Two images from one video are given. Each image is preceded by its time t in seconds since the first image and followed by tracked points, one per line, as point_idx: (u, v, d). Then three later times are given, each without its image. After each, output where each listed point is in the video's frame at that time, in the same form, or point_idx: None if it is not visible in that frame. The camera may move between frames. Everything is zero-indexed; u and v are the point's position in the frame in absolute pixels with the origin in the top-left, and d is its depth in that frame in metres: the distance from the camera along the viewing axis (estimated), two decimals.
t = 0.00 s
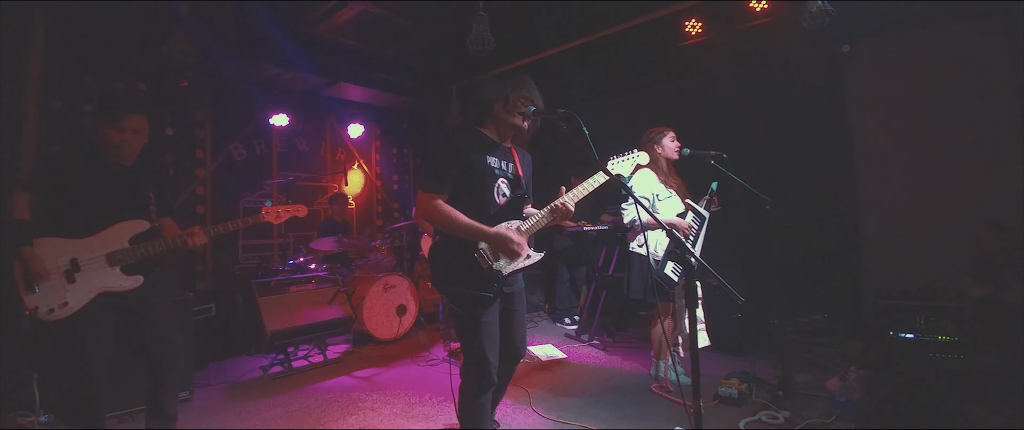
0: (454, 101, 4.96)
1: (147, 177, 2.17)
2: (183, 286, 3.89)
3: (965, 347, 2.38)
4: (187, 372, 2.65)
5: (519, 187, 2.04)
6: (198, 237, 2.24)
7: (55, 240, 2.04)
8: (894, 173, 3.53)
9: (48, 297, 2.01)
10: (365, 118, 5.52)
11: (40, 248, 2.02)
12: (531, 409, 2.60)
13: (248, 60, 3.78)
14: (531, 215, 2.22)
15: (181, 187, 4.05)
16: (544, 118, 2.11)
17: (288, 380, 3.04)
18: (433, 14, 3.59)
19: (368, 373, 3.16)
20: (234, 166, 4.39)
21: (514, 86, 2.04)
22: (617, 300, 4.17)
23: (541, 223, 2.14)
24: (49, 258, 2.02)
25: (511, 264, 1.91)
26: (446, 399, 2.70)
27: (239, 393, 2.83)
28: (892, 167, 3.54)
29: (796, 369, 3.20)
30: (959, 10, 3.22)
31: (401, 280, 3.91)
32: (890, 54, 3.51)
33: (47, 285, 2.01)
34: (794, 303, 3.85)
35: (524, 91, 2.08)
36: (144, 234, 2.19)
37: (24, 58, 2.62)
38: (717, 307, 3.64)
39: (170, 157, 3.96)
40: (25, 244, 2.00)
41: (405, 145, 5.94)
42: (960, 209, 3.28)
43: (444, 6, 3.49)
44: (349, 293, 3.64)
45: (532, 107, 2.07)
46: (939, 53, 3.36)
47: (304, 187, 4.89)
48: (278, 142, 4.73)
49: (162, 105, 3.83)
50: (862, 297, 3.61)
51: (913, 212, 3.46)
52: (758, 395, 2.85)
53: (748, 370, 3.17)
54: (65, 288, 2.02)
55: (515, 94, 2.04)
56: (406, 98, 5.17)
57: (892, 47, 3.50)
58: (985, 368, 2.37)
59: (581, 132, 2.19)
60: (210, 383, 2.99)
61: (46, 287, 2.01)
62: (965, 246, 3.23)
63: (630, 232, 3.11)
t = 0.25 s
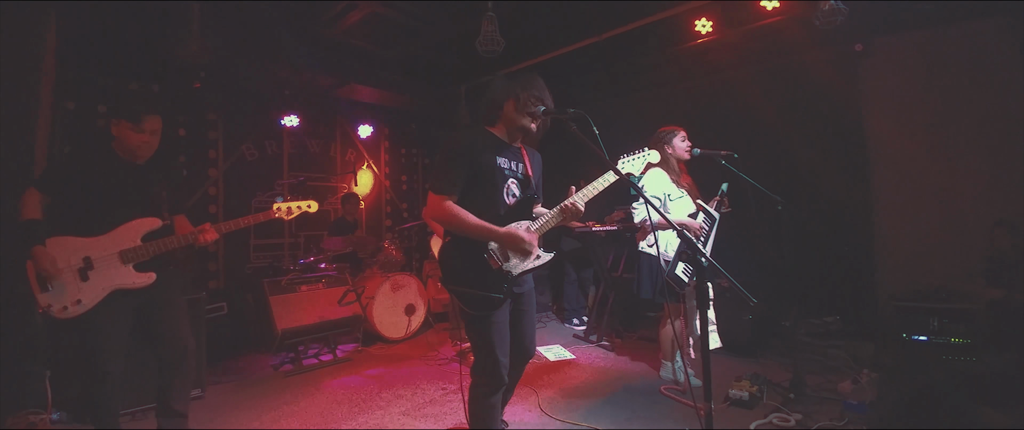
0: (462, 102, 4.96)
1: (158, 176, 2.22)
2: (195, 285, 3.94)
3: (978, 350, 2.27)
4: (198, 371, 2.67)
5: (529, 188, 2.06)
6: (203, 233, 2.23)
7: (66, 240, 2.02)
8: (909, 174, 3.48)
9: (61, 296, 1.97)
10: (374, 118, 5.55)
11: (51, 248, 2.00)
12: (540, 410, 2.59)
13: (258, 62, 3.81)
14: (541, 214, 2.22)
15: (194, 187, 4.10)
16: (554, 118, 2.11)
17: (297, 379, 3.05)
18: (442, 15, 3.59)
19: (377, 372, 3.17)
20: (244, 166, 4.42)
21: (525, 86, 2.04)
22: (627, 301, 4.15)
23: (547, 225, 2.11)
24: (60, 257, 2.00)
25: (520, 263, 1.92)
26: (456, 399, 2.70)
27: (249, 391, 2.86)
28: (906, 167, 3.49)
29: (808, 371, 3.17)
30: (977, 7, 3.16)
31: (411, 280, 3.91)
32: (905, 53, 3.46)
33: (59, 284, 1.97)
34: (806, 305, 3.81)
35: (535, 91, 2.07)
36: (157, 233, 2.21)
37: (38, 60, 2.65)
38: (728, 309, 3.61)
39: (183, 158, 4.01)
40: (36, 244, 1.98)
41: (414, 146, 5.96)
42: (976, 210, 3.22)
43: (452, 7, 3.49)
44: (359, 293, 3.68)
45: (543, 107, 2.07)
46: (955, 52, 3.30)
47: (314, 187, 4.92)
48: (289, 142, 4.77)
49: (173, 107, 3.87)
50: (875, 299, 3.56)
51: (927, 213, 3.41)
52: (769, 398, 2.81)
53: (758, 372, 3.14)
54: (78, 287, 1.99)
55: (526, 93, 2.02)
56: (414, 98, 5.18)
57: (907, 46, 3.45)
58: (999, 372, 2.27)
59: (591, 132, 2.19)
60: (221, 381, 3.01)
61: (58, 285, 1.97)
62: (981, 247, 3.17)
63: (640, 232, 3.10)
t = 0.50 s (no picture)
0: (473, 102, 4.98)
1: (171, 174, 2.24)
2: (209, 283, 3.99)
3: (989, 351, 2.43)
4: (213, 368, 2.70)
5: (539, 186, 2.05)
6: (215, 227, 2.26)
7: (78, 240, 2.05)
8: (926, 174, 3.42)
9: (75, 295, 2.01)
10: (385, 119, 5.58)
11: (64, 248, 2.03)
12: (551, 410, 2.58)
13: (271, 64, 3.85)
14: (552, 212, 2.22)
15: (208, 187, 4.15)
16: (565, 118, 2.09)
17: (310, 377, 3.08)
18: (453, 17, 3.60)
19: (389, 370, 3.18)
20: (257, 167, 4.48)
21: (536, 86, 2.04)
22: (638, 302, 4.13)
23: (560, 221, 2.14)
24: (73, 256, 2.03)
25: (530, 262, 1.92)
26: (466, 399, 2.71)
27: (263, 388, 2.88)
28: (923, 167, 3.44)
29: (821, 374, 3.13)
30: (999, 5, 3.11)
31: (421, 279, 3.92)
32: (924, 52, 3.40)
33: (73, 283, 2.01)
34: (820, 307, 3.76)
35: (547, 90, 2.07)
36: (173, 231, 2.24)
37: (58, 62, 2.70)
38: (741, 311, 3.57)
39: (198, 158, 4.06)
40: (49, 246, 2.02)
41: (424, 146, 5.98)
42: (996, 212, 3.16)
43: (465, 8, 3.50)
44: (370, 292, 3.71)
45: (554, 107, 2.06)
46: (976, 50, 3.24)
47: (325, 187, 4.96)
48: (301, 142, 4.82)
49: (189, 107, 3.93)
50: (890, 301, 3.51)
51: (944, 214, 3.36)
52: (782, 400, 2.78)
53: (772, 374, 3.11)
54: (91, 285, 2.02)
55: (539, 93, 2.03)
56: (425, 99, 5.21)
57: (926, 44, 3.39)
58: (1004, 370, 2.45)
59: (602, 131, 2.18)
60: (234, 378, 3.05)
61: (72, 284, 2.01)
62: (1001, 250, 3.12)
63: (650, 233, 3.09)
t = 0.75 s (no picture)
0: (482, 103, 4.99)
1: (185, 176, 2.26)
2: (221, 282, 4.03)
3: (1002, 354, 2.39)
4: (224, 365, 2.73)
5: (547, 185, 2.05)
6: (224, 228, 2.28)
7: (90, 238, 2.08)
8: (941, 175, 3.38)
9: (87, 292, 2.02)
10: (394, 120, 5.61)
11: (76, 246, 2.04)
12: (560, 411, 2.57)
13: (282, 65, 3.88)
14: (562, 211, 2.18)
15: (220, 186, 4.20)
16: (574, 117, 2.08)
17: (319, 375, 3.10)
18: (463, 18, 3.61)
19: (397, 369, 3.19)
20: (268, 167, 4.52)
21: (546, 85, 2.03)
22: (646, 303, 4.12)
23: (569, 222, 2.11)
24: (85, 254, 2.05)
25: (537, 262, 1.89)
26: (475, 399, 2.71)
27: (273, 386, 2.91)
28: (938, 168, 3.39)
29: (833, 377, 3.09)
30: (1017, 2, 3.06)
31: (430, 279, 3.94)
32: (939, 50, 3.35)
33: (85, 280, 2.02)
34: (831, 309, 3.72)
35: (556, 89, 2.06)
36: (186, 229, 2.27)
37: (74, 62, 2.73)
38: (752, 312, 3.54)
39: (210, 158, 4.12)
40: (59, 243, 2.02)
41: (433, 147, 6.01)
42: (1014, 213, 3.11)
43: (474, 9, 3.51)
44: (379, 291, 3.73)
45: (564, 107, 2.06)
46: (993, 49, 3.19)
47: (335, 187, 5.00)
48: (311, 143, 4.86)
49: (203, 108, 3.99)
50: (904, 303, 3.47)
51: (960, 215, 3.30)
52: (794, 403, 2.75)
53: (783, 376, 3.07)
54: (103, 283, 2.04)
55: (548, 92, 2.03)
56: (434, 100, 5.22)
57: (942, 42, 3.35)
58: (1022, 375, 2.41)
59: (612, 130, 2.16)
60: (244, 376, 3.07)
61: (84, 281, 2.02)
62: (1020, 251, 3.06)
63: (660, 233, 3.08)
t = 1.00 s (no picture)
0: (488, 103, 5.00)
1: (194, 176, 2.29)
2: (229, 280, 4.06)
3: (1012, 356, 2.39)
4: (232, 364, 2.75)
5: (554, 189, 2.04)
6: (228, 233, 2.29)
7: (102, 235, 2.09)
8: (952, 175, 3.34)
9: (95, 289, 2.03)
10: (400, 121, 5.63)
11: (86, 241, 2.05)
12: (567, 411, 2.57)
13: (290, 65, 3.91)
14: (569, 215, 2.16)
15: (228, 186, 4.24)
16: (581, 118, 2.08)
17: (325, 373, 3.12)
18: (469, 18, 3.61)
19: (404, 368, 3.21)
20: (276, 167, 4.55)
21: (552, 87, 2.03)
22: (653, 303, 4.11)
23: (578, 223, 2.09)
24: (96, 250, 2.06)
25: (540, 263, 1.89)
26: (481, 398, 2.70)
27: (280, 384, 2.92)
28: (949, 168, 3.35)
29: (842, 379, 3.06)
30: None
31: (436, 279, 3.95)
32: (950, 49, 3.32)
33: (94, 277, 2.04)
34: (840, 311, 3.73)
35: (563, 90, 2.05)
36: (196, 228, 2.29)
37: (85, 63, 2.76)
38: (760, 313, 3.53)
39: (219, 158, 4.15)
40: (69, 237, 2.01)
41: (439, 147, 6.02)
42: None
43: (480, 9, 3.52)
44: (386, 291, 3.75)
45: (570, 107, 2.04)
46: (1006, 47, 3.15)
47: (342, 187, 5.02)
48: (318, 143, 4.89)
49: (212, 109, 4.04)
50: (912, 305, 3.45)
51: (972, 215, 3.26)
52: (802, 405, 2.72)
53: (791, 378, 3.05)
54: (112, 281, 2.05)
55: (553, 93, 2.02)
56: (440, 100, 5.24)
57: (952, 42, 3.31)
58: None
59: (618, 131, 2.15)
60: (252, 375, 3.09)
61: (94, 277, 2.04)
62: None
63: (667, 234, 3.07)
